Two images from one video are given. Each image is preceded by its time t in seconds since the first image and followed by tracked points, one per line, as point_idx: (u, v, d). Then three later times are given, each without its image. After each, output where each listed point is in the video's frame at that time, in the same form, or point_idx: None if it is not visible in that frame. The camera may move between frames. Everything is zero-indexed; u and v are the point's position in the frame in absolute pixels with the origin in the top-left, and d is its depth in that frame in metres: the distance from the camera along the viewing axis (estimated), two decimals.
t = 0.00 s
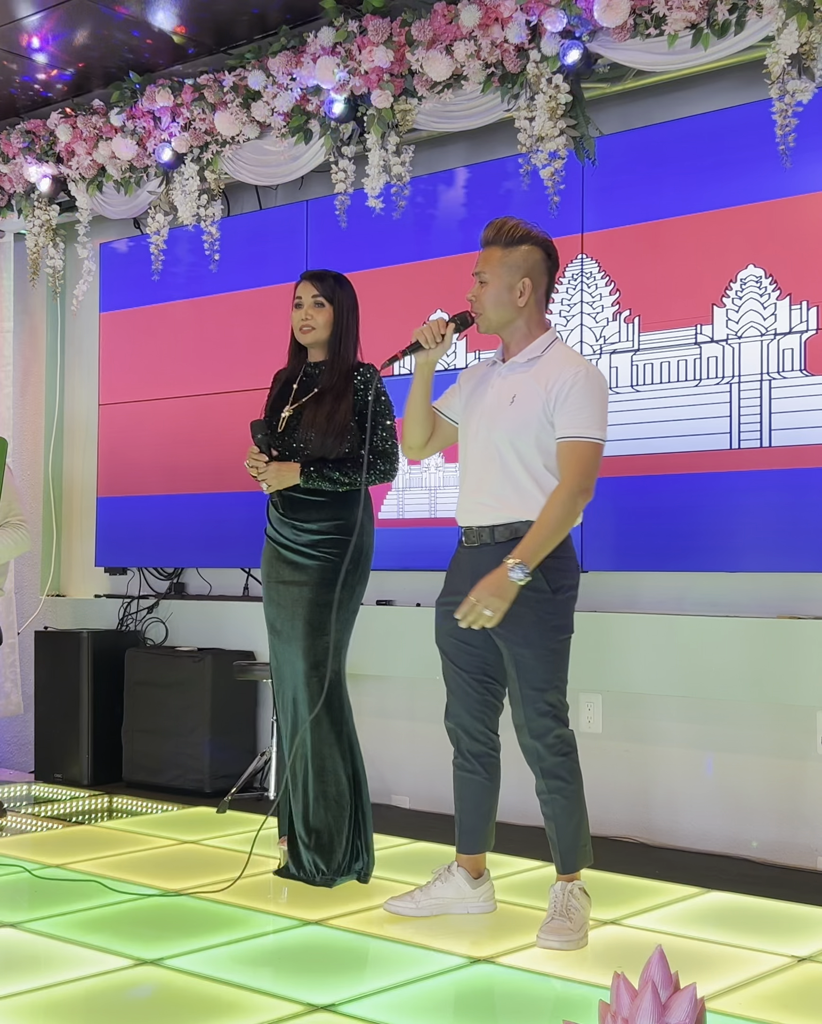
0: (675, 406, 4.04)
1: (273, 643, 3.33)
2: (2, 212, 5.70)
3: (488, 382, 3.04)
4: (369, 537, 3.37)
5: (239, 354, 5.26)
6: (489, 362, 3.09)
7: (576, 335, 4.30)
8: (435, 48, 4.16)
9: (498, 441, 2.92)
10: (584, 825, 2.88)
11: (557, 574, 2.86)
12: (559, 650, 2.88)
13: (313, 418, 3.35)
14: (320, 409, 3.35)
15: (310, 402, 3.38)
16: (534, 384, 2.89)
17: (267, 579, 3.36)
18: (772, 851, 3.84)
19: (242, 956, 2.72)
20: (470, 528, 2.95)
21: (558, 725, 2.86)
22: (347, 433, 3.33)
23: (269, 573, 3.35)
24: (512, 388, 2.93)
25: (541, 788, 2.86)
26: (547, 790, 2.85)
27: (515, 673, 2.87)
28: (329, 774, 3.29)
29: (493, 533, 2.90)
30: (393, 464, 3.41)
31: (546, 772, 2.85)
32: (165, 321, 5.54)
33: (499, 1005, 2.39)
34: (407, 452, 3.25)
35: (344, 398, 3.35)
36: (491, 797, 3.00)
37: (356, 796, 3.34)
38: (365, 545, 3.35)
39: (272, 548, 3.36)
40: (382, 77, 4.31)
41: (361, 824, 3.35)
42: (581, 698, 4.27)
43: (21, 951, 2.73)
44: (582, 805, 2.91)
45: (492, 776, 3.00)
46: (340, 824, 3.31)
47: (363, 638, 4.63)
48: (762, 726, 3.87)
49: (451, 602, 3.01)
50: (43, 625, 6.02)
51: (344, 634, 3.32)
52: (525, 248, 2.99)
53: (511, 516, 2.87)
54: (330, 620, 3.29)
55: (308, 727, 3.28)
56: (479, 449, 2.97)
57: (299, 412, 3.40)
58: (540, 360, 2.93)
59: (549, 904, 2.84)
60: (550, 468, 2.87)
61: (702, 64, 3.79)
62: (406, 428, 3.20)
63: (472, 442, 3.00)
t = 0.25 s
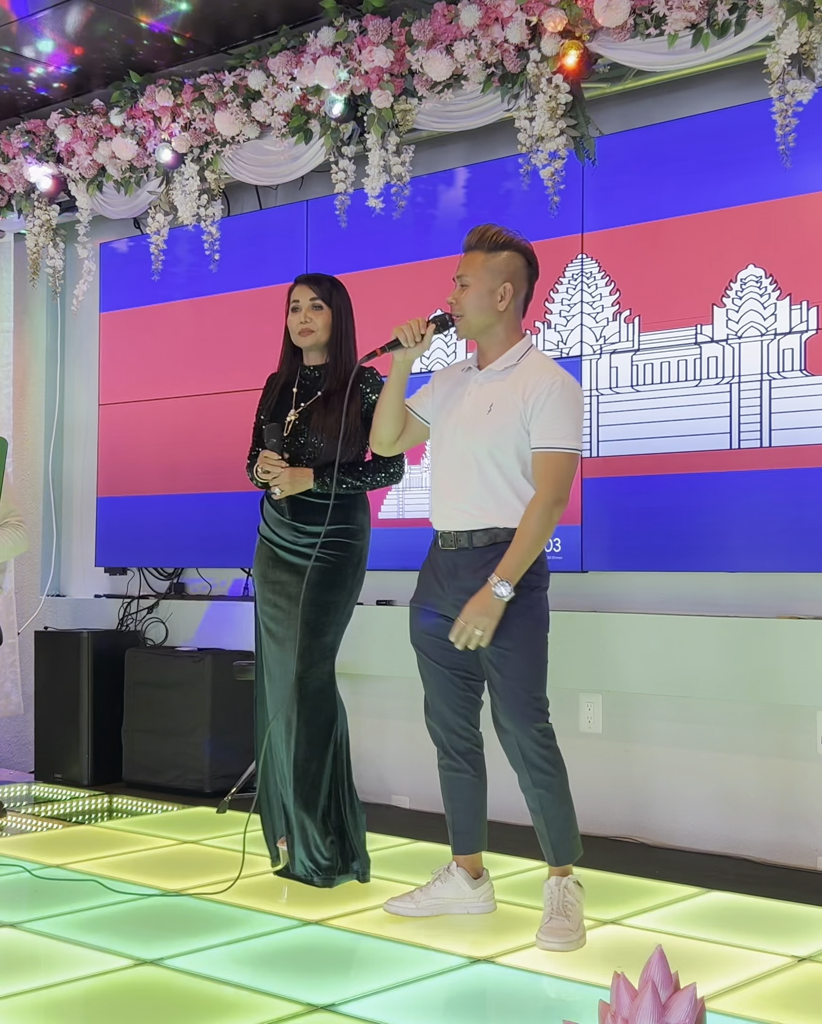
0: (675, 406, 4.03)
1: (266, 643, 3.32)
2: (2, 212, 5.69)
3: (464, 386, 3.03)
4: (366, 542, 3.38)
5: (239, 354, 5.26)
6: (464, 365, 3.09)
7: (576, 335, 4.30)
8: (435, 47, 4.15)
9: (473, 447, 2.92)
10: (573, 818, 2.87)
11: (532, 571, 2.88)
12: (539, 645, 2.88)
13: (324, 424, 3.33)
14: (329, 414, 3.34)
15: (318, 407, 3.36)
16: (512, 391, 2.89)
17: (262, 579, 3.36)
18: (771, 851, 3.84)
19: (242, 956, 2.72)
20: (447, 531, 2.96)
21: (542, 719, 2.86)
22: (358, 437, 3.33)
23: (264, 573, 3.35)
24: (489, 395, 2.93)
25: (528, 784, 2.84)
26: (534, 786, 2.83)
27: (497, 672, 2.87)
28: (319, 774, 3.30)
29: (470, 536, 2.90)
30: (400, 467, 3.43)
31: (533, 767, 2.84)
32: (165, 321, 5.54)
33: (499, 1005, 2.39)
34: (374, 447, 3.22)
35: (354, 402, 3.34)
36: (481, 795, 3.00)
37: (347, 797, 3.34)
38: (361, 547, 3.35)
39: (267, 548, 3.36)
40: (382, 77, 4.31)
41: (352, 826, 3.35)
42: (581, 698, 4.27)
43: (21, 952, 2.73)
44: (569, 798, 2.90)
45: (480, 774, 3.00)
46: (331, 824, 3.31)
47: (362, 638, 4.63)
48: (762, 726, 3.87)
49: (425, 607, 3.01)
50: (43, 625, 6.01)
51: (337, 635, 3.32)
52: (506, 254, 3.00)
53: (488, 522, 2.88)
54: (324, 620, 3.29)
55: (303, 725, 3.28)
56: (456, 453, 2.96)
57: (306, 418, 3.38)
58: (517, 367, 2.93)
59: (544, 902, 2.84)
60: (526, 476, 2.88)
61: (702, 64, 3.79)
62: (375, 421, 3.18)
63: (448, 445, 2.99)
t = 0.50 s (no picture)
0: (676, 406, 4.03)
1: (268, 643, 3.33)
2: (2, 212, 5.70)
3: (452, 384, 3.03)
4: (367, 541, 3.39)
5: (239, 353, 5.26)
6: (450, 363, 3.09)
7: (576, 335, 4.30)
8: (435, 48, 4.15)
9: (466, 448, 2.91)
10: (561, 820, 2.87)
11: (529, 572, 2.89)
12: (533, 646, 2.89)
13: (325, 422, 3.34)
14: (329, 412, 3.34)
15: (317, 406, 3.36)
16: (506, 390, 2.89)
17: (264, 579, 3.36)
18: (771, 851, 3.84)
19: (241, 956, 2.72)
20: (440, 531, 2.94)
21: (537, 720, 2.87)
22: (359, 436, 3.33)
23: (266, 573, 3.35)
24: (483, 393, 2.93)
25: (520, 784, 2.84)
26: (528, 786, 2.83)
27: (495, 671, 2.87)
28: (325, 773, 3.30)
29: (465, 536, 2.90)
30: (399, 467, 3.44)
31: (527, 767, 2.84)
32: (165, 321, 5.54)
33: (499, 1005, 2.39)
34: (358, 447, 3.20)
35: (353, 401, 3.35)
36: (478, 794, 3.00)
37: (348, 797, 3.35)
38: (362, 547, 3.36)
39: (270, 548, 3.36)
40: (382, 77, 4.31)
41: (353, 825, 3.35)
42: (581, 698, 4.27)
43: (21, 952, 2.73)
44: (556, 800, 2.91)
45: (478, 773, 3.00)
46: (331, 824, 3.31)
47: (361, 638, 4.63)
48: (762, 726, 3.87)
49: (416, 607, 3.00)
50: (43, 625, 6.01)
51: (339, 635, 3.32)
52: (496, 253, 3.01)
53: (485, 521, 2.88)
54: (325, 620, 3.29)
55: (308, 725, 3.29)
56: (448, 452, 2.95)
57: (305, 416, 3.37)
58: (509, 364, 2.94)
59: (534, 902, 2.84)
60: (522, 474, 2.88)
61: (702, 64, 3.79)
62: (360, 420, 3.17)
63: (439, 443, 2.98)
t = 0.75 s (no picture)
0: (676, 406, 4.03)
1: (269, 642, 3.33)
2: (2, 212, 5.70)
3: (453, 383, 3.03)
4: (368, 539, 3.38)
5: (240, 353, 5.27)
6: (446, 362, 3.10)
7: (576, 335, 4.30)
8: (436, 48, 4.15)
9: (473, 447, 2.92)
10: (571, 816, 2.88)
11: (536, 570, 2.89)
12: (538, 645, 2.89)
13: (318, 419, 3.34)
14: (322, 409, 3.34)
15: (313, 403, 3.37)
16: (513, 387, 2.91)
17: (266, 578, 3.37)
18: (771, 851, 3.84)
19: (241, 956, 2.72)
20: (448, 531, 2.94)
21: (541, 718, 2.86)
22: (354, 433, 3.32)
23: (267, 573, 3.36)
24: (489, 390, 2.94)
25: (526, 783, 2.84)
26: (533, 785, 2.84)
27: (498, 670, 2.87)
28: (326, 772, 3.30)
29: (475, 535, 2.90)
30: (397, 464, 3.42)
31: (531, 766, 2.84)
32: (165, 320, 5.54)
33: (498, 1005, 2.39)
34: (355, 448, 3.19)
35: (348, 398, 3.34)
36: (478, 794, 3.00)
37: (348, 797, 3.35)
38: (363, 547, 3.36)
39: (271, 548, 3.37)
40: (382, 77, 4.31)
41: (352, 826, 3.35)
42: (581, 698, 4.27)
43: (21, 952, 2.73)
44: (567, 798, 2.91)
45: (476, 774, 3.00)
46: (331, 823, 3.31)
47: (362, 638, 4.64)
48: (762, 726, 3.87)
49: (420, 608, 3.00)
50: (43, 625, 6.02)
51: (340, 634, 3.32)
52: (498, 256, 3.03)
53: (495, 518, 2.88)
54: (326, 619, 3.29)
55: (309, 724, 3.29)
56: (455, 451, 2.95)
57: (301, 414, 3.38)
58: (512, 362, 2.96)
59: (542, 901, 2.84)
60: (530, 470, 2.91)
61: (702, 64, 3.79)
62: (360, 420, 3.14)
63: (444, 443, 2.98)
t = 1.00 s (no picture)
0: (676, 406, 4.03)
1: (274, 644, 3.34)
2: (2, 212, 5.70)
3: (467, 378, 3.02)
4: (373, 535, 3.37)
5: (240, 353, 5.26)
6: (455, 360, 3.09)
7: (576, 335, 4.30)
8: (436, 48, 4.15)
9: (495, 441, 2.91)
10: (584, 823, 2.88)
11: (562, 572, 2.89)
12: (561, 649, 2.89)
13: (304, 420, 3.33)
14: (309, 410, 3.33)
15: (303, 404, 3.37)
16: (531, 379, 2.92)
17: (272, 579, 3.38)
18: (771, 851, 3.84)
19: (241, 956, 2.72)
20: (474, 528, 2.92)
21: (560, 721, 2.86)
22: (338, 433, 3.29)
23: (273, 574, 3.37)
24: (507, 383, 2.94)
25: (542, 784, 2.85)
26: (546, 787, 2.84)
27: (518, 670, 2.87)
28: (330, 771, 3.30)
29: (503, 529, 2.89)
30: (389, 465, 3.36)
31: (547, 769, 2.84)
32: (165, 320, 5.54)
33: (498, 1005, 2.39)
34: (372, 446, 3.15)
35: (335, 399, 3.32)
36: (485, 796, 3.00)
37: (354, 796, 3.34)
38: (369, 544, 3.35)
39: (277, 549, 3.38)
40: (382, 77, 4.31)
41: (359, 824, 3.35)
42: (582, 697, 4.27)
43: (21, 952, 2.73)
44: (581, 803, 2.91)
45: (485, 776, 3.00)
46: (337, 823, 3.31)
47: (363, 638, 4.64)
48: (762, 726, 3.87)
49: (441, 608, 2.99)
50: (43, 625, 6.02)
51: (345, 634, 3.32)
52: (511, 254, 3.04)
53: (522, 512, 2.88)
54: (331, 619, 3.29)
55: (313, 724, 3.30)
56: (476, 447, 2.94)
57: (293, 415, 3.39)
58: (526, 353, 2.97)
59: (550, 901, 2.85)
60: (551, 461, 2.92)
61: (702, 64, 3.79)
62: (378, 416, 3.13)
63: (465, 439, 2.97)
